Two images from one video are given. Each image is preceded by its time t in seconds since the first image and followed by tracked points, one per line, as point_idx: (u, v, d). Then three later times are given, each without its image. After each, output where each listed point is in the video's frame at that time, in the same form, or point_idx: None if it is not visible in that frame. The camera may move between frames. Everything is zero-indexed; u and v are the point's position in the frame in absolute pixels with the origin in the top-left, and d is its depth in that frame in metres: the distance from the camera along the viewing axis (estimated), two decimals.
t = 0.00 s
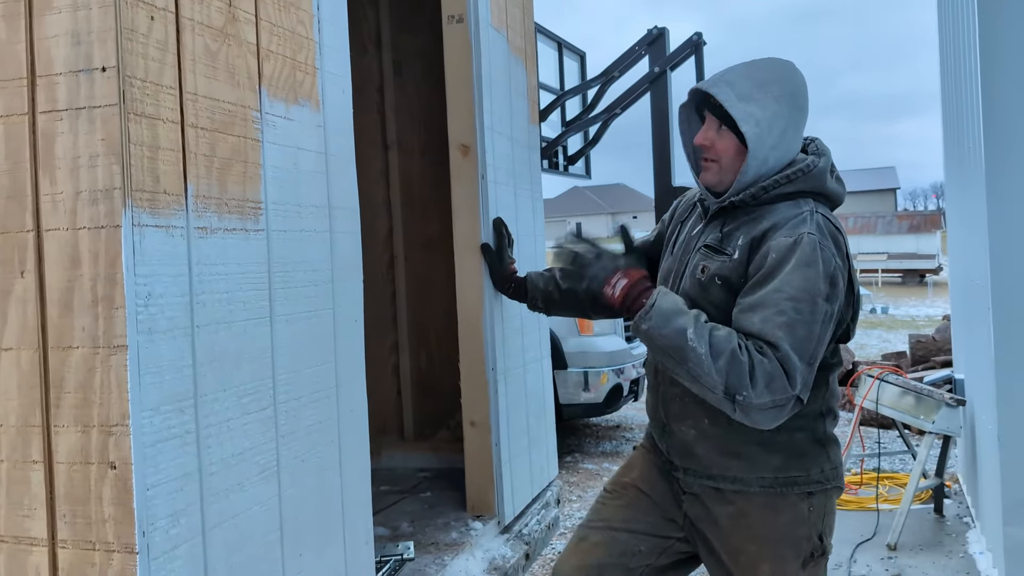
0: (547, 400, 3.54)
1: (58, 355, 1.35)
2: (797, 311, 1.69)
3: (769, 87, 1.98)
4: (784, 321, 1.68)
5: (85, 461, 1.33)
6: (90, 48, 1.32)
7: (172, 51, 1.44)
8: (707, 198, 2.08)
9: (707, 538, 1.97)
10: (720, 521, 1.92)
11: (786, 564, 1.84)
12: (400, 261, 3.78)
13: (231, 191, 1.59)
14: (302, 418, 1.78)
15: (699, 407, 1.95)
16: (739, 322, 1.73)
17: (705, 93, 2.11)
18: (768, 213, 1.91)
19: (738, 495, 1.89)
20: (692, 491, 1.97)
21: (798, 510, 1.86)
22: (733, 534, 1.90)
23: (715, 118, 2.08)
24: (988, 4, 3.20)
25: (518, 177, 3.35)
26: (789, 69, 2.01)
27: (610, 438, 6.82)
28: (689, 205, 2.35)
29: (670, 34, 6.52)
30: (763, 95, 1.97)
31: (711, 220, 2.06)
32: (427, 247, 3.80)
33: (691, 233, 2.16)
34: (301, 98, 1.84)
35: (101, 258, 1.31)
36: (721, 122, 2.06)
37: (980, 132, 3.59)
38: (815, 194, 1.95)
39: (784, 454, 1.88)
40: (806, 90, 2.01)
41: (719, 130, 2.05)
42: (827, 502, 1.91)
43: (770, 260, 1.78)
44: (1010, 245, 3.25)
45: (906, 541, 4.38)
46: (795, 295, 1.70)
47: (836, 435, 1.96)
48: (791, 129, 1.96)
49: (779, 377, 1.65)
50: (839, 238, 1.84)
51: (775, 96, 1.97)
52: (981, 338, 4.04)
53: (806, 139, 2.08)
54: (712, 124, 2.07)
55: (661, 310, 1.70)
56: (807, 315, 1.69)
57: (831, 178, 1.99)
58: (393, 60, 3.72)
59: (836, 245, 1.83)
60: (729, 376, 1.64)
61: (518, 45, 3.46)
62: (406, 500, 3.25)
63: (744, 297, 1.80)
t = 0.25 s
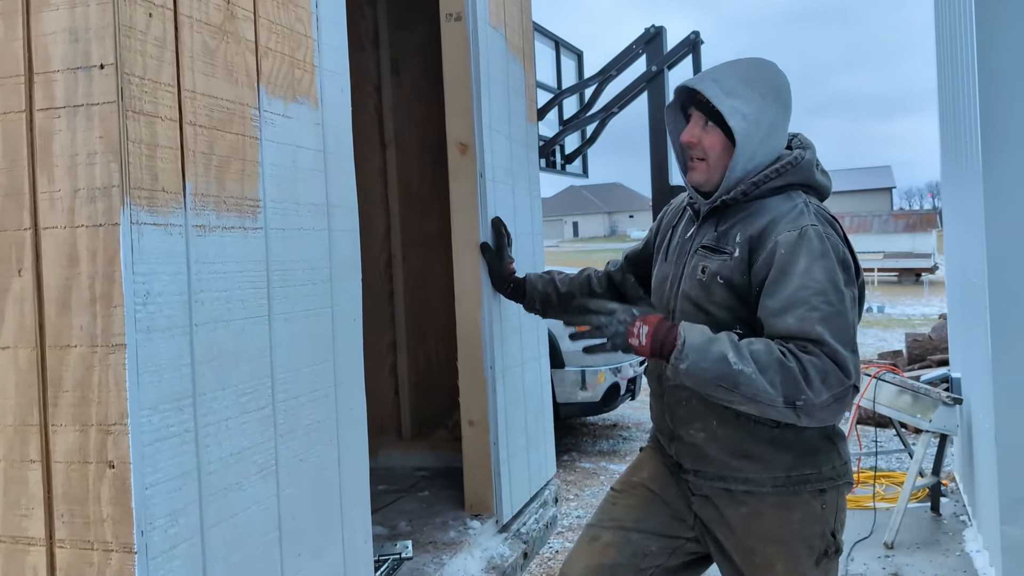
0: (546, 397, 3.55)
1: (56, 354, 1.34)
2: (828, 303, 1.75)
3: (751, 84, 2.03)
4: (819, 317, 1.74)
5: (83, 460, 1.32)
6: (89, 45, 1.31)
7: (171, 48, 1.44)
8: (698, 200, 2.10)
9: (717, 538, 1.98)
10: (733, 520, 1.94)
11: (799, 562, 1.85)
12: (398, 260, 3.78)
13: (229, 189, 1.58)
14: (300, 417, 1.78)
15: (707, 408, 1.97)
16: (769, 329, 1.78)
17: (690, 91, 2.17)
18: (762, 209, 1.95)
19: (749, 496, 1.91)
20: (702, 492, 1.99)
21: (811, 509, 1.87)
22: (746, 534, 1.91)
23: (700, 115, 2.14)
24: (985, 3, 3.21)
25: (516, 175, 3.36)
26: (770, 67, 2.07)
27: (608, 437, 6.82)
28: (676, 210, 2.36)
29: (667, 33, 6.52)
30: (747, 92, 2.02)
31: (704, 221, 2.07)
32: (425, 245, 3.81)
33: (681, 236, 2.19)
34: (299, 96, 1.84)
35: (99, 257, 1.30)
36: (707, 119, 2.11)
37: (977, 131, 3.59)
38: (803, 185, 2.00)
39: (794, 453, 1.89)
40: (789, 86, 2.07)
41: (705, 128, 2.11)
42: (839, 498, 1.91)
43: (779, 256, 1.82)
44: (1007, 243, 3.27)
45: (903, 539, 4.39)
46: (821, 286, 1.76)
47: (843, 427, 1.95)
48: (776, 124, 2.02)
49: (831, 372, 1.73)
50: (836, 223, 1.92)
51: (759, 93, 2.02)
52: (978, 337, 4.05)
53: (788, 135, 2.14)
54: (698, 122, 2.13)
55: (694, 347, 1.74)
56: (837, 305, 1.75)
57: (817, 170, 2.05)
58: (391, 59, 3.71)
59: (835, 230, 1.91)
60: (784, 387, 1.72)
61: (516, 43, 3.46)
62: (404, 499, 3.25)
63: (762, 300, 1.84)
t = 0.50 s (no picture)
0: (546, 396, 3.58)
1: (56, 352, 1.35)
2: (853, 290, 1.78)
3: (745, 84, 2.07)
4: (847, 303, 1.77)
5: (83, 458, 1.33)
6: (89, 45, 1.32)
7: (170, 48, 1.44)
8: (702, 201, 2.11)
9: (733, 539, 1.99)
10: (753, 519, 1.94)
11: (817, 558, 1.88)
12: (397, 259, 3.77)
13: (229, 188, 1.59)
14: (300, 415, 1.79)
15: (727, 405, 1.96)
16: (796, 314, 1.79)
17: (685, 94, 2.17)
18: (777, 203, 1.97)
19: (770, 492, 1.91)
20: (719, 492, 1.99)
21: (830, 503, 1.90)
22: (767, 533, 1.92)
23: (700, 118, 2.13)
24: (982, 4, 3.22)
25: (515, 175, 3.36)
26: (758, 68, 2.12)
27: (606, 435, 6.84)
28: (668, 212, 2.37)
29: (666, 33, 6.53)
30: (745, 90, 2.06)
31: (711, 219, 2.08)
32: (423, 245, 3.85)
33: (687, 233, 2.19)
34: (298, 96, 1.84)
35: (98, 256, 1.31)
36: (709, 122, 2.11)
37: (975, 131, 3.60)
38: (811, 183, 2.05)
39: (814, 447, 1.91)
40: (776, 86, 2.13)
41: (708, 130, 2.11)
42: (853, 491, 1.96)
43: (802, 246, 1.85)
44: (1005, 243, 3.28)
45: (901, 538, 4.41)
46: (847, 273, 1.79)
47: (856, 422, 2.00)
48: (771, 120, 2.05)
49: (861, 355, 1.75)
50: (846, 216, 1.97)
51: (755, 92, 2.07)
52: (975, 336, 4.06)
53: (785, 135, 2.19)
54: (700, 125, 2.12)
55: (734, 316, 1.71)
56: (862, 291, 1.80)
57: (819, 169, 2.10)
58: (390, 58, 3.72)
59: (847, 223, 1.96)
60: (819, 364, 1.71)
61: (515, 43, 3.46)
62: (403, 498, 3.26)
63: (786, 290, 1.85)
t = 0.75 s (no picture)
0: (543, 395, 3.58)
1: (51, 354, 1.36)
2: (871, 295, 1.82)
3: (751, 87, 2.07)
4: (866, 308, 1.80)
5: (78, 459, 1.34)
6: (83, 49, 1.33)
7: (165, 52, 1.45)
8: (703, 202, 2.09)
9: (728, 543, 2.01)
10: (748, 522, 1.95)
11: (812, 560, 1.89)
12: (395, 259, 3.78)
13: (224, 190, 1.60)
14: (295, 416, 1.79)
15: (723, 408, 1.96)
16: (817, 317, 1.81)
17: (689, 97, 2.16)
18: (782, 208, 1.99)
19: (767, 494, 1.92)
20: (715, 495, 2.00)
21: (824, 505, 1.91)
22: (761, 535, 1.93)
23: (705, 120, 2.13)
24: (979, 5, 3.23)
25: (513, 176, 3.37)
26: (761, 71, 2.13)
27: (606, 436, 6.85)
28: (664, 211, 2.36)
29: (666, 33, 6.54)
30: (751, 93, 2.06)
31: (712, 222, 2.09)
32: (422, 247, 3.84)
33: (680, 233, 2.18)
34: (294, 98, 1.85)
35: (93, 258, 1.32)
36: (716, 124, 2.11)
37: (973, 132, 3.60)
38: (813, 187, 2.07)
39: (809, 450, 1.91)
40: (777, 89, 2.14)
41: (716, 133, 2.12)
42: (847, 493, 1.97)
43: (815, 250, 1.87)
44: (1003, 243, 3.28)
45: (900, 539, 4.41)
46: (861, 277, 1.83)
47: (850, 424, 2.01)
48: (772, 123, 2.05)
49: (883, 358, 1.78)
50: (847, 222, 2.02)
51: (762, 95, 2.07)
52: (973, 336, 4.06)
53: (788, 137, 2.20)
54: (708, 128, 2.12)
55: (771, 309, 1.69)
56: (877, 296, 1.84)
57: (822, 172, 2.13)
58: (388, 59, 3.73)
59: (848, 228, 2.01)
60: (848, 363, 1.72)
61: (513, 44, 3.47)
62: (401, 498, 3.27)
63: (800, 295, 1.87)
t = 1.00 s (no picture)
0: (545, 395, 3.58)
1: (51, 353, 1.36)
2: (864, 300, 1.82)
3: (756, 91, 2.06)
4: (858, 313, 1.80)
5: (78, 458, 1.35)
6: (82, 49, 1.33)
7: (165, 52, 1.46)
8: (704, 203, 2.07)
9: (718, 545, 2.00)
10: (741, 524, 1.94)
11: (805, 562, 1.89)
12: (398, 259, 3.79)
13: (224, 190, 1.60)
14: (295, 415, 1.80)
15: (716, 409, 1.96)
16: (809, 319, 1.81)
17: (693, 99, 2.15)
18: (781, 209, 1.99)
19: (759, 497, 1.92)
20: (706, 497, 1.99)
21: (817, 508, 1.91)
22: (752, 537, 1.93)
23: (710, 123, 2.13)
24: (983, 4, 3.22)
25: (515, 175, 3.37)
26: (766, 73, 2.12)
27: (610, 436, 6.84)
28: (665, 211, 2.35)
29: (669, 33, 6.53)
30: (757, 97, 2.05)
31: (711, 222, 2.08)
32: (426, 247, 3.83)
33: (679, 234, 2.18)
34: (294, 98, 1.85)
35: (93, 257, 1.32)
36: (721, 128, 2.11)
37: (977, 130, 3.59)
38: (813, 189, 2.07)
39: (803, 452, 1.91)
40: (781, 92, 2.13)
41: (720, 136, 2.11)
42: (841, 496, 1.97)
43: (811, 253, 1.87)
44: (1007, 243, 3.26)
45: (904, 539, 4.40)
46: (855, 282, 1.83)
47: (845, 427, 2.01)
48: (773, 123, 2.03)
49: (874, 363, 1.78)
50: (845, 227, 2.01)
51: (767, 99, 2.06)
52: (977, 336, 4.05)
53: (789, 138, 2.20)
54: (712, 130, 2.11)
55: (760, 312, 1.70)
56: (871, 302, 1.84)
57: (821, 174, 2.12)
58: (391, 60, 3.73)
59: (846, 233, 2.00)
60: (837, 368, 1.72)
61: (515, 44, 3.47)
62: (403, 498, 3.27)
63: (794, 297, 1.87)
